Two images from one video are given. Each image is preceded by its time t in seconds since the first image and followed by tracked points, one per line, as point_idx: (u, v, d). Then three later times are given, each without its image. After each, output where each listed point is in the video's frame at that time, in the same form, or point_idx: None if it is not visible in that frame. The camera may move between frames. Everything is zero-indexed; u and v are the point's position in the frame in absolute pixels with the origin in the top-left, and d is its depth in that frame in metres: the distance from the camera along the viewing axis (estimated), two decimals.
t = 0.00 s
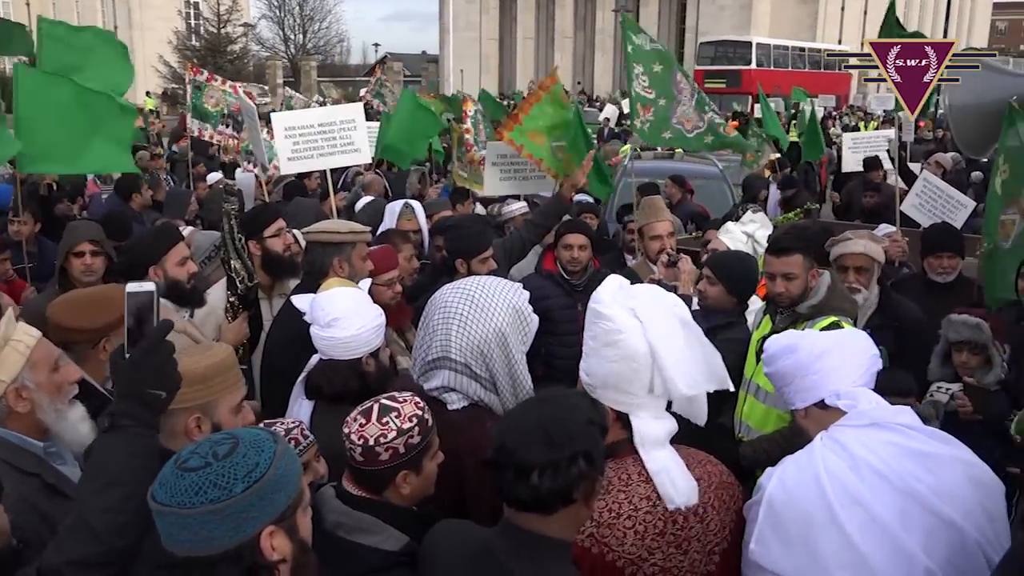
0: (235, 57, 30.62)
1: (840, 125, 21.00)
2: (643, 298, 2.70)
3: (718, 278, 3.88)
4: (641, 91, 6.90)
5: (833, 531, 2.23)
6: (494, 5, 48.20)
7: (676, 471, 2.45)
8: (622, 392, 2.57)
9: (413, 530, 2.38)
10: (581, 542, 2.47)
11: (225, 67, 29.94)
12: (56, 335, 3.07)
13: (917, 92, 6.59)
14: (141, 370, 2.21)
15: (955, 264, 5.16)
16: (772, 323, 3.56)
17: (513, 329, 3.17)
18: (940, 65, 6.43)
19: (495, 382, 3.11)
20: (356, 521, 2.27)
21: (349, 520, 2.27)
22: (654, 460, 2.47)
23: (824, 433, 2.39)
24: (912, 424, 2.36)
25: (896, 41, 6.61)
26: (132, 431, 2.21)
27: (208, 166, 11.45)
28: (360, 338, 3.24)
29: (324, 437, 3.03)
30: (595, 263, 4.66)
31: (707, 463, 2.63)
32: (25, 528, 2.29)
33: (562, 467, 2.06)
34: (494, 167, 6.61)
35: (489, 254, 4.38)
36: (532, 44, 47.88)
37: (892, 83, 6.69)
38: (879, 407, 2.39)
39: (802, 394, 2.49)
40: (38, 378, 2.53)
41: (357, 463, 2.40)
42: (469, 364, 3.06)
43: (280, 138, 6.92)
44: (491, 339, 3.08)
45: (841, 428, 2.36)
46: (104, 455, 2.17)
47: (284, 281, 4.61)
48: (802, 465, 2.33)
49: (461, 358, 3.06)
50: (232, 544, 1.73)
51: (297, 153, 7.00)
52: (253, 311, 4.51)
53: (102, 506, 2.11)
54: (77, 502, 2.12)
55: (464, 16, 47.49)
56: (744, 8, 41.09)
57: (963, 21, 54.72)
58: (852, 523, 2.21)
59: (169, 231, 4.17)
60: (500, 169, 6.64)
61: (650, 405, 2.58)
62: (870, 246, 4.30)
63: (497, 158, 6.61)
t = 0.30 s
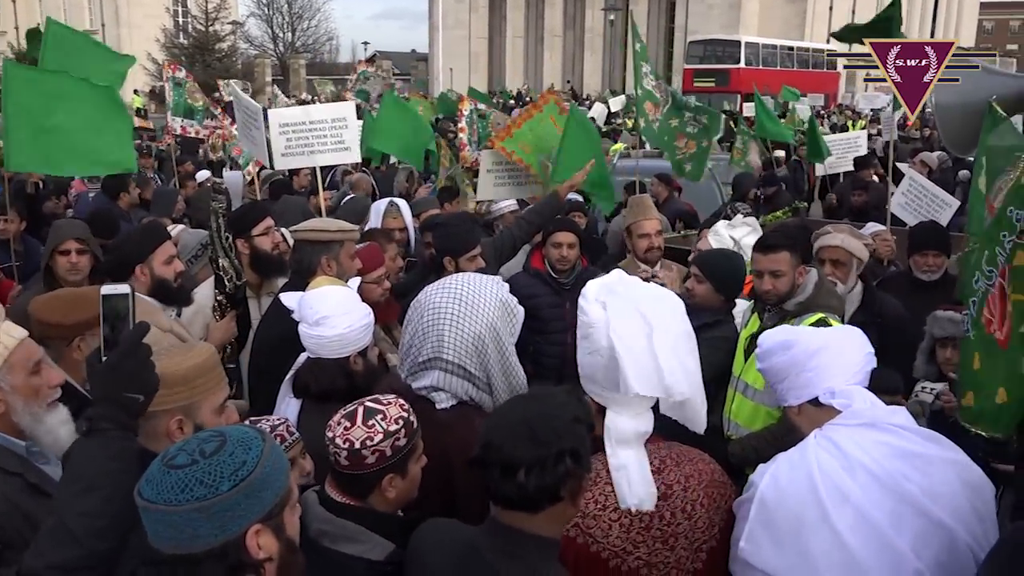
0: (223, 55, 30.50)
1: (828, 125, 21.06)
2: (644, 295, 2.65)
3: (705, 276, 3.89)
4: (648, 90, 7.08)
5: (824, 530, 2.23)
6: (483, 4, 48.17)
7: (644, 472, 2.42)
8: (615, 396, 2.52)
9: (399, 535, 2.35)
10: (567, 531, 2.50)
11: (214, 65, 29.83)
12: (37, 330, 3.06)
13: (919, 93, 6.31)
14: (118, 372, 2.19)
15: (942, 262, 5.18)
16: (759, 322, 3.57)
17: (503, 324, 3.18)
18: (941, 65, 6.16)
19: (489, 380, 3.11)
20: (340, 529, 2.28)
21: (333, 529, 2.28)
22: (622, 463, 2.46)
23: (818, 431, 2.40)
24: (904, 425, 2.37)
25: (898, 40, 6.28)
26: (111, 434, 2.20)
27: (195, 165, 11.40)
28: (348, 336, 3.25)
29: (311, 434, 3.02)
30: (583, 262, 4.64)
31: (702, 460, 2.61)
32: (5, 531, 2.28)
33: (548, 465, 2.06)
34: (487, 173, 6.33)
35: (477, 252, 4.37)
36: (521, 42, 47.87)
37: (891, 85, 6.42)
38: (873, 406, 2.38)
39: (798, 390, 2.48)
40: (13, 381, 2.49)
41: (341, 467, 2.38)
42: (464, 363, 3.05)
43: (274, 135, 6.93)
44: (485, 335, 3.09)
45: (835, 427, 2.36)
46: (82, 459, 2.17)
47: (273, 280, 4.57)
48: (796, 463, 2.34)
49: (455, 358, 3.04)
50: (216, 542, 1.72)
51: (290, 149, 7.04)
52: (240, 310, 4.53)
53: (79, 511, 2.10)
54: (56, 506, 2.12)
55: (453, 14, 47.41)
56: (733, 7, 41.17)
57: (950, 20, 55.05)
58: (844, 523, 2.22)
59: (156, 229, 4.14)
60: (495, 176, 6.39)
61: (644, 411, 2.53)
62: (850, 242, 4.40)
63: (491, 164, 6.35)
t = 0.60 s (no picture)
0: (211, 53, 30.34)
1: (817, 124, 21.12)
2: (642, 295, 2.64)
3: (694, 275, 3.92)
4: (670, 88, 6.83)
5: (825, 530, 2.18)
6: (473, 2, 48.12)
7: (624, 459, 2.43)
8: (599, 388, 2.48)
9: (388, 538, 2.36)
10: (559, 523, 2.52)
11: (202, 63, 29.68)
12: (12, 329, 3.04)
13: (919, 93, 6.28)
14: (108, 371, 2.19)
15: (928, 260, 5.20)
16: (747, 320, 3.58)
17: (488, 321, 3.17)
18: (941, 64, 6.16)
19: (475, 376, 3.11)
20: (327, 534, 2.25)
21: (320, 534, 2.25)
22: (605, 451, 2.47)
23: (820, 429, 2.35)
24: (907, 424, 2.30)
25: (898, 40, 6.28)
26: (99, 434, 2.19)
27: (183, 163, 11.35)
28: (339, 336, 3.22)
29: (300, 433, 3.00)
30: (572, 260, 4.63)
31: (699, 456, 2.61)
32: None
33: (538, 463, 2.06)
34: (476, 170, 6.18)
35: (468, 253, 4.37)
36: (510, 40, 47.84)
37: (890, 85, 6.38)
38: (875, 403, 2.34)
39: (800, 387, 2.46)
40: None
41: (329, 469, 2.37)
42: (449, 360, 3.05)
43: (263, 131, 6.82)
44: (469, 332, 3.08)
45: (838, 425, 2.31)
46: (70, 458, 2.16)
47: (261, 279, 4.62)
48: (798, 462, 2.28)
49: (441, 356, 3.05)
50: (202, 546, 1.71)
51: (279, 146, 6.95)
52: (228, 309, 4.50)
53: (65, 511, 2.09)
54: (42, 506, 2.10)
55: (442, 13, 47.31)
56: (722, 7, 41.25)
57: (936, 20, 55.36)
58: (847, 522, 2.16)
59: (144, 228, 4.11)
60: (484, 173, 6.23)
61: (632, 405, 2.51)
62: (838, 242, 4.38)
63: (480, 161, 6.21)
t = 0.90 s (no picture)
0: (197, 51, 30.23)
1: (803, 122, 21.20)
2: (646, 293, 2.63)
3: (679, 273, 3.90)
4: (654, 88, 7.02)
5: (819, 527, 2.18)
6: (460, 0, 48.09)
7: (610, 451, 2.43)
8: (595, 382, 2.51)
9: (373, 538, 2.36)
10: (552, 512, 2.52)
11: (187, 61, 29.56)
12: None
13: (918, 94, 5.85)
14: (98, 369, 2.17)
15: (911, 258, 5.23)
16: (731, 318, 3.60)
17: (468, 325, 3.13)
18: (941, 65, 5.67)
19: (453, 376, 3.09)
20: (310, 533, 2.24)
21: (304, 533, 2.23)
22: (600, 435, 2.45)
23: (816, 426, 2.34)
24: (904, 423, 2.28)
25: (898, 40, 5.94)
26: (87, 435, 2.17)
27: (167, 161, 11.29)
28: (326, 334, 3.21)
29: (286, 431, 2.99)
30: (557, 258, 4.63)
31: (696, 451, 2.58)
32: None
33: (525, 462, 2.07)
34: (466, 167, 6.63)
35: (458, 251, 4.35)
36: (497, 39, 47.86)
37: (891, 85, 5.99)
38: (871, 403, 2.32)
39: (796, 383, 2.46)
40: None
41: (307, 467, 2.38)
42: (427, 363, 3.05)
43: (249, 129, 6.79)
44: (445, 337, 3.05)
45: (833, 423, 2.30)
46: (55, 458, 2.14)
47: (246, 276, 4.56)
48: (793, 458, 2.28)
49: (418, 358, 3.04)
50: (184, 549, 1.69)
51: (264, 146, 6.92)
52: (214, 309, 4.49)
53: (51, 512, 2.07)
54: (27, 507, 2.09)
55: (429, 11, 47.19)
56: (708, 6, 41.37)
57: (922, 20, 55.61)
58: (840, 519, 2.16)
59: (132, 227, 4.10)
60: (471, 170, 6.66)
61: (620, 400, 2.51)
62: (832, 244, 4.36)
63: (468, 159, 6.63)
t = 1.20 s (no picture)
0: (184, 50, 30.13)
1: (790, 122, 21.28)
2: (647, 295, 2.63)
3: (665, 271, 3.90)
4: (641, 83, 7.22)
5: (804, 528, 2.18)
6: None
7: (600, 453, 2.42)
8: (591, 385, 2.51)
9: (355, 539, 2.37)
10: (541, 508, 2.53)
11: (174, 59, 29.45)
12: None
13: (918, 94, 5.89)
14: (89, 367, 2.18)
15: (897, 257, 5.26)
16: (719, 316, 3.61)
17: (454, 325, 3.13)
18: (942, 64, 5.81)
19: (438, 376, 3.09)
20: (294, 534, 2.24)
21: (287, 534, 2.23)
22: (597, 432, 2.46)
23: (805, 426, 2.34)
24: (892, 425, 2.27)
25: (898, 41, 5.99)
26: (75, 435, 2.16)
27: (155, 160, 11.27)
28: (314, 333, 3.20)
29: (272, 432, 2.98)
30: (543, 257, 4.63)
31: (687, 452, 2.57)
32: None
33: (509, 463, 2.06)
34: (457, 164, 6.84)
35: (458, 252, 4.35)
36: (485, 38, 47.90)
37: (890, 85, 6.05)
38: (860, 404, 2.31)
39: (787, 382, 2.46)
40: None
41: (283, 467, 2.39)
42: (412, 363, 3.05)
43: (234, 129, 6.81)
44: (430, 337, 3.05)
45: (822, 424, 2.29)
46: (41, 459, 2.13)
47: (232, 278, 4.54)
48: (780, 458, 2.28)
49: (403, 358, 3.04)
50: (163, 556, 1.68)
51: (252, 143, 6.93)
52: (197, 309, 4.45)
53: (35, 513, 2.06)
54: (12, 507, 2.07)
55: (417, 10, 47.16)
56: (696, 6, 41.47)
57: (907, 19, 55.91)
58: (825, 521, 2.16)
59: (115, 231, 4.06)
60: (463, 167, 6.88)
61: (618, 401, 2.51)
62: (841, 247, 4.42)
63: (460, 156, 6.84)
